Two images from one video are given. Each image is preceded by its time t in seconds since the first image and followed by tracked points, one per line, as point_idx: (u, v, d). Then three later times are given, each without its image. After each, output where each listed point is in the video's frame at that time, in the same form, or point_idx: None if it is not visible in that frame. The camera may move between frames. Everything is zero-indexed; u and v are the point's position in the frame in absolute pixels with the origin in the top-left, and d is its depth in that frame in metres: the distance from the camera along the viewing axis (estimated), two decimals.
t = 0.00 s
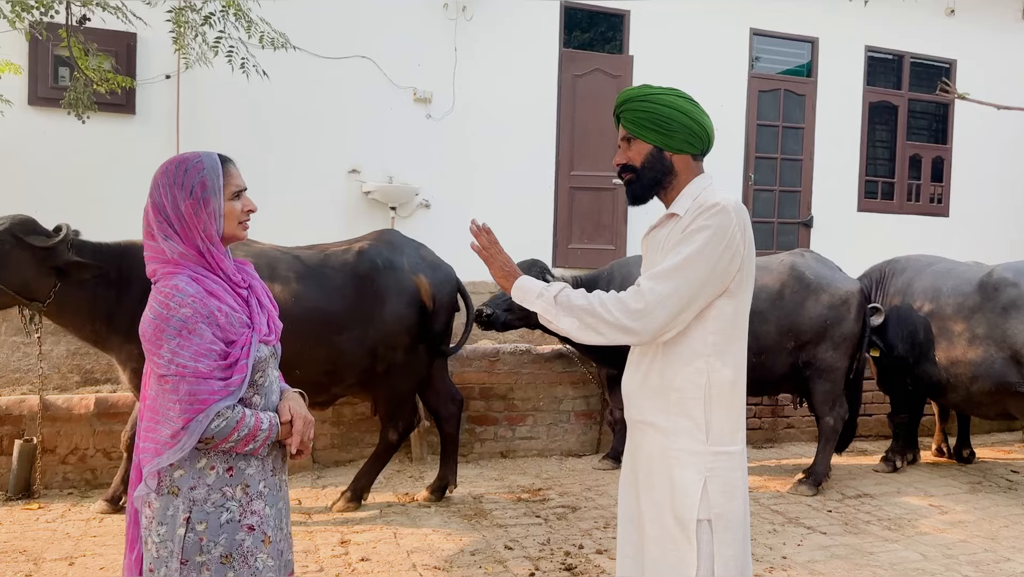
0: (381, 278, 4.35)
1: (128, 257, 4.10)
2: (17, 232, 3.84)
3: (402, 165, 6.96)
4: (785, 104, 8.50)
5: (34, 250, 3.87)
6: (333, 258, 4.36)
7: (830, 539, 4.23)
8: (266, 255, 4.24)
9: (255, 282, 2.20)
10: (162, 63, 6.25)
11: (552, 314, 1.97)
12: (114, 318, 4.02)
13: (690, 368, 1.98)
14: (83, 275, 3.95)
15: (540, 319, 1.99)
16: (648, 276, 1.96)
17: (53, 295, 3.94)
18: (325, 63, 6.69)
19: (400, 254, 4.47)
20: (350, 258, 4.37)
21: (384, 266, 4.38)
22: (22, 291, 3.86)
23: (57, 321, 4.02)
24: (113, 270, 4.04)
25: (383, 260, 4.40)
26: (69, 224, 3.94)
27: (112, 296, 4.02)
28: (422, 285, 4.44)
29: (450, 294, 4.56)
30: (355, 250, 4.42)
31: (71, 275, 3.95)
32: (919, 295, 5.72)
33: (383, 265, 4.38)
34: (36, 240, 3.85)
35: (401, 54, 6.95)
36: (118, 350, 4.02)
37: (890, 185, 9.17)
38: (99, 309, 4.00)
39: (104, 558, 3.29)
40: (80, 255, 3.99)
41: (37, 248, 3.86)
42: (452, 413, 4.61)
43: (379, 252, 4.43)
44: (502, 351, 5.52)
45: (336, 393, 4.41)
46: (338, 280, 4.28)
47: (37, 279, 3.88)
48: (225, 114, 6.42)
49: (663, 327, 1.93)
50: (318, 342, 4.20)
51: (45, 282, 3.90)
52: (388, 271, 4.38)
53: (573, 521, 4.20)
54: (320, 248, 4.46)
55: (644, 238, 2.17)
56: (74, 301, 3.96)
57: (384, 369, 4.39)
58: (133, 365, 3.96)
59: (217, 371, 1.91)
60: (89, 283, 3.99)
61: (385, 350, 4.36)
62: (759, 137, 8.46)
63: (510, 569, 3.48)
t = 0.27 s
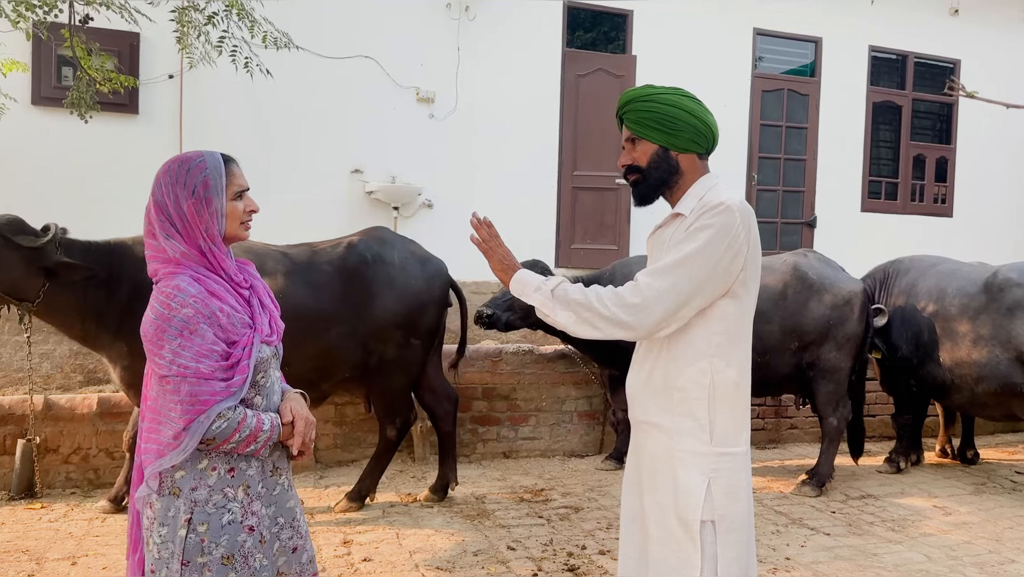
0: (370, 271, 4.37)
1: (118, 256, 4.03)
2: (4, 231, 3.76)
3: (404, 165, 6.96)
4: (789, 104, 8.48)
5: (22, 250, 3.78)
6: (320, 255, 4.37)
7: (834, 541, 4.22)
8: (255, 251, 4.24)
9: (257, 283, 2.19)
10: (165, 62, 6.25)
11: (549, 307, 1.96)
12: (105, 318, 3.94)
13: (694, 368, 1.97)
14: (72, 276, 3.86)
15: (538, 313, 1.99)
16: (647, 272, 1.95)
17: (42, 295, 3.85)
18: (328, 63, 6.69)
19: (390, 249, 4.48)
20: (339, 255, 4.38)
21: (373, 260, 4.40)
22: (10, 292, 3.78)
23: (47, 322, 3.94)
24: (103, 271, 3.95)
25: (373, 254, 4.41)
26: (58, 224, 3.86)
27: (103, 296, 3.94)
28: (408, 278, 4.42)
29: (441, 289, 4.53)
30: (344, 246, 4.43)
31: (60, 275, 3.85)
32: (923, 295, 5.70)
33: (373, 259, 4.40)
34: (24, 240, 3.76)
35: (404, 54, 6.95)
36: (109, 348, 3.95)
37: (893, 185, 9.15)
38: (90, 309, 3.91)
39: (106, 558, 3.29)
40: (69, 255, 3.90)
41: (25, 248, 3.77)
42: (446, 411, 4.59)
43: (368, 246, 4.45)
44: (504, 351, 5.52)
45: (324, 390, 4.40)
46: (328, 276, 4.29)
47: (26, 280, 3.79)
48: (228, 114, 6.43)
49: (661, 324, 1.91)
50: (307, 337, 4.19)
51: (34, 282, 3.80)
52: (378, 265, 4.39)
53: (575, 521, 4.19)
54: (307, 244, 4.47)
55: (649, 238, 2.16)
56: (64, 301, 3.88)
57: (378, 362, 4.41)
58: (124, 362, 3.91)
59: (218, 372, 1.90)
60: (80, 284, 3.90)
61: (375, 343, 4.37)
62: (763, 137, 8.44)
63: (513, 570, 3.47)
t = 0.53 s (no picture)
0: (361, 266, 4.38)
1: (106, 251, 3.93)
2: None
3: (408, 164, 6.95)
4: (794, 104, 8.45)
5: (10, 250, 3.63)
6: (309, 251, 4.38)
7: (839, 542, 4.20)
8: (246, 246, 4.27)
9: (261, 282, 2.19)
10: (170, 61, 6.25)
11: (546, 290, 1.95)
12: (97, 315, 3.84)
13: (700, 369, 1.96)
14: (61, 275, 3.73)
15: (536, 295, 1.98)
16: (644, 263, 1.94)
17: (32, 295, 3.71)
18: (332, 62, 6.69)
19: (381, 245, 4.49)
20: (327, 250, 4.39)
21: (362, 254, 4.41)
22: None
23: (36, 321, 3.82)
24: (94, 269, 3.84)
25: (363, 249, 4.43)
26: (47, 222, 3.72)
27: (93, 294, 3.83)
28: (397, 273, 4.40)
29: (433, 285, 4.51)
30: (334, 241, 4.45)
31: (50, 274, 3.72)
32: (929, 295, 5.67)
33: (362, 253, 4.41)
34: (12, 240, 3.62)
35: (408, 53, 6.94)
36: (99, 346, 3.87)
37: (899, 185, 9.11)
38: (81, 309, 3.80)
39: (110, 557, 3.29)
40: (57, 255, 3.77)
41: (14, 248, 3.63)
42: (445, 409, 4.61)
43: (358, 241, 4.46)
44: (508, 351, 5.52)
45: (313, 386, 4.39)
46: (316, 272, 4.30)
47: (15, 280, 3.64)
48: (232, 113, 6.43)
49: (655, 315, 1.90)
50: (304, 334, 4.19)
51: (24, 283, 3.67)
52: (366, 259, 4.40)
53: (580, 522, 4.18)
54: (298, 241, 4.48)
55: (656, 237, 2.14)
56: (55, 300, 3.76)
57: (369, 358, 4.38)
58: (116, 360, 3.85)
59: (221, 372, 1.89)
60: (70, 282, 3.78)
61: (363, 338, 4.35)
62: (768, 137, 8.41)
63: (517, 570, 3.46)
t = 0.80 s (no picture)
0: (351, 262, 4.35)
1: (100, 250, 3.92)
2: None
3: (414, 163, 6.94)
4: (801, 104, 8.42)
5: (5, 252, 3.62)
6: (301, 251, 4.31)
7: (846, 544, 4.18)
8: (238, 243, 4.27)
9: (266, 282, 2.18)
10: (176, 61, 6.26)
11: (600, 299, 1.97)
12: (92, 314, 3.83)
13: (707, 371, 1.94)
14: (59, 273, 3.74)
15: (592, 301, 2.00)
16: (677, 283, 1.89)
17: (28, 294, 3.72)
18: (338, 62, 6.69)
19: (373, 243, 4.48)
20: (318, 249, 4.33)
21: (355, 250, 4.39)
22: None
23: (32, 321, 3.82)
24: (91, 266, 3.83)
25: (354, 244, 4.41)
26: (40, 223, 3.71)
27: (89, 292, 3.82)
28: (388, 270, 4.40)
29: (425, 283, 4.50)
30: (324, 238, 4.40)
31: (46, 273, 3.72)
32: (937, 296, 5.64)
33: (354, 249, 4.39)
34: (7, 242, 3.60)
35: (413, 53, 6.93)
36: (93, 345, 3.87)
37: (906, 185, 9.06)
38: (78, 307, 3.79)
39: (116, 557, 3.29)
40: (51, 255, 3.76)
41: (8, 250, 3.62)
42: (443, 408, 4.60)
43: (349, 237, 4.44)
44: (514, 351, 5.51)
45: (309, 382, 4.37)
46: (309, 268, 4.25)
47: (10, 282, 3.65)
48: (238, 113, 6.43)
49: (701, 336, 1.87)
50: (309, 334, 4.19)
51: (20, 283, 3.68)
52: (358, 255, 4.38)
53: (585, 523, 4.17)
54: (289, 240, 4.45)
55: (660, 237, 2.12)
56: (49, 299, 3.75)
57: (363, 353, 4.39)
58: (112, 359, 3.87)
59: (225, 373, 1.89)
60: (64, 282, 3.78)
61: (356, 333, 4.34)
62: (774, 137, 8.38)
63: (523, 571, 3.44)
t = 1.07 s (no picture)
0: (344, 261, 4.34)
1: (97, 249, 3.92)
2: None
3: (419, 163, 6.94)
4: (808, 104, 8.38)
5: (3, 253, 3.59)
6: (296, 249, 4.31)
7: (854, 546, 4.15)
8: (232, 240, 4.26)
9: (271, 282, 2.17)
10: (183, 60, 6.27)
11: (679, 390, 1.89)
12: (88, 312, 3.83)
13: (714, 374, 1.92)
14: (57, 272, 3.71)
15: (671, 400, 1.90)
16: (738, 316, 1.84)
17: (26, 294, 3.70)
18: (343, 61, 6.68)
19: (367, 241, 4.48)
20: (314, 246, 4.34)
21: (349, 248, 4.39)
22: None
23: (30, 322, 3.80)
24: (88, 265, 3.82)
25: (348, 243, 4.40)
26: (36, 222, 3.69)
27: (84, 290, 3.82)
28: (382, 267, 4.39)
29: (419, 281, 4.49)
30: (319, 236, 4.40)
31: (43, 273, 3.70)
32: (945, 297, 5.60)
33: (349, 247, 4.39)
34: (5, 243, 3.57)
35: (419, 52, 6.92)
36: (90, 344, 3.88)
37: (914, 186, 9.01)
38: (75, 305, 3.79)
39: (121, 556, 3.29)
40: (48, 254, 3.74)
41: (7, 250, 3.59)
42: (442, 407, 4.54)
43: (344, 235, 4.43)
44: (519, 351, 5.49)
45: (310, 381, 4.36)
46: (305, 266, 4.25)
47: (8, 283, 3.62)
48: (244, 112, 6.43)
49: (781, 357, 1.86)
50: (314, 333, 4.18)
51: (17, 283, 3.64)
52: (352, 253, 4.37)
53: (590, 524, 4.15)
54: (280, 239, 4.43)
55: (665, 237, 2.10)
56: (45, 299, 3.74)
57: (359, 351, 4.37)
58: (109, 358, 3.88)
59: (230, 373, 1.88)
60: (61, 280, 3.76)
61: (352, 332, 4.33)
62: (781, 137, 8.34)
63: (528, 572, 3.43)
